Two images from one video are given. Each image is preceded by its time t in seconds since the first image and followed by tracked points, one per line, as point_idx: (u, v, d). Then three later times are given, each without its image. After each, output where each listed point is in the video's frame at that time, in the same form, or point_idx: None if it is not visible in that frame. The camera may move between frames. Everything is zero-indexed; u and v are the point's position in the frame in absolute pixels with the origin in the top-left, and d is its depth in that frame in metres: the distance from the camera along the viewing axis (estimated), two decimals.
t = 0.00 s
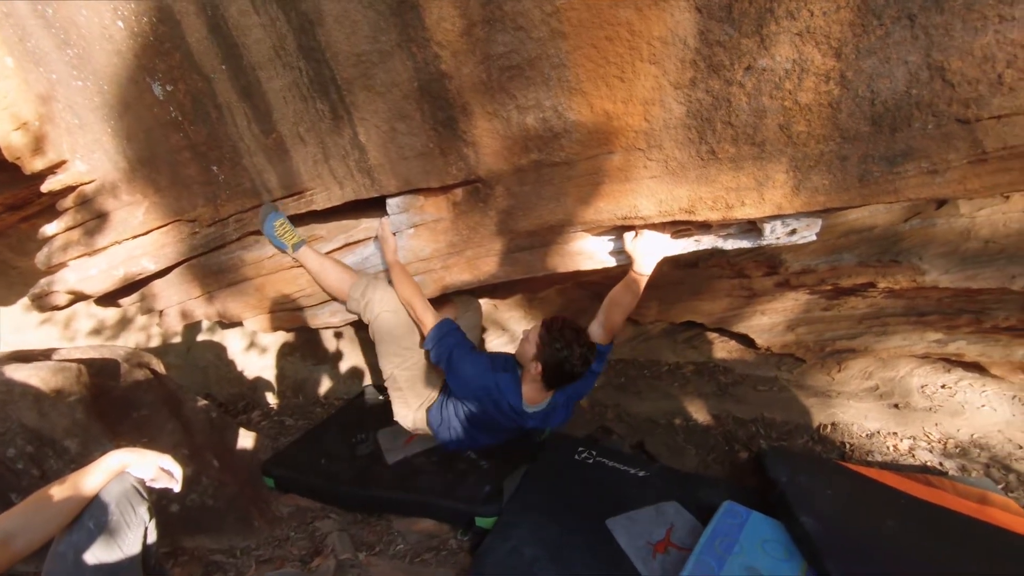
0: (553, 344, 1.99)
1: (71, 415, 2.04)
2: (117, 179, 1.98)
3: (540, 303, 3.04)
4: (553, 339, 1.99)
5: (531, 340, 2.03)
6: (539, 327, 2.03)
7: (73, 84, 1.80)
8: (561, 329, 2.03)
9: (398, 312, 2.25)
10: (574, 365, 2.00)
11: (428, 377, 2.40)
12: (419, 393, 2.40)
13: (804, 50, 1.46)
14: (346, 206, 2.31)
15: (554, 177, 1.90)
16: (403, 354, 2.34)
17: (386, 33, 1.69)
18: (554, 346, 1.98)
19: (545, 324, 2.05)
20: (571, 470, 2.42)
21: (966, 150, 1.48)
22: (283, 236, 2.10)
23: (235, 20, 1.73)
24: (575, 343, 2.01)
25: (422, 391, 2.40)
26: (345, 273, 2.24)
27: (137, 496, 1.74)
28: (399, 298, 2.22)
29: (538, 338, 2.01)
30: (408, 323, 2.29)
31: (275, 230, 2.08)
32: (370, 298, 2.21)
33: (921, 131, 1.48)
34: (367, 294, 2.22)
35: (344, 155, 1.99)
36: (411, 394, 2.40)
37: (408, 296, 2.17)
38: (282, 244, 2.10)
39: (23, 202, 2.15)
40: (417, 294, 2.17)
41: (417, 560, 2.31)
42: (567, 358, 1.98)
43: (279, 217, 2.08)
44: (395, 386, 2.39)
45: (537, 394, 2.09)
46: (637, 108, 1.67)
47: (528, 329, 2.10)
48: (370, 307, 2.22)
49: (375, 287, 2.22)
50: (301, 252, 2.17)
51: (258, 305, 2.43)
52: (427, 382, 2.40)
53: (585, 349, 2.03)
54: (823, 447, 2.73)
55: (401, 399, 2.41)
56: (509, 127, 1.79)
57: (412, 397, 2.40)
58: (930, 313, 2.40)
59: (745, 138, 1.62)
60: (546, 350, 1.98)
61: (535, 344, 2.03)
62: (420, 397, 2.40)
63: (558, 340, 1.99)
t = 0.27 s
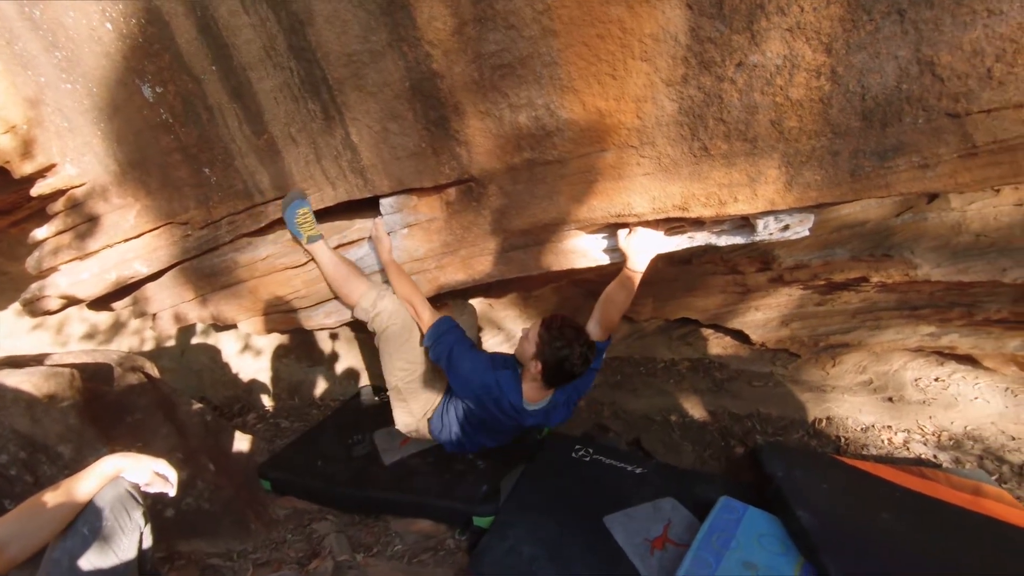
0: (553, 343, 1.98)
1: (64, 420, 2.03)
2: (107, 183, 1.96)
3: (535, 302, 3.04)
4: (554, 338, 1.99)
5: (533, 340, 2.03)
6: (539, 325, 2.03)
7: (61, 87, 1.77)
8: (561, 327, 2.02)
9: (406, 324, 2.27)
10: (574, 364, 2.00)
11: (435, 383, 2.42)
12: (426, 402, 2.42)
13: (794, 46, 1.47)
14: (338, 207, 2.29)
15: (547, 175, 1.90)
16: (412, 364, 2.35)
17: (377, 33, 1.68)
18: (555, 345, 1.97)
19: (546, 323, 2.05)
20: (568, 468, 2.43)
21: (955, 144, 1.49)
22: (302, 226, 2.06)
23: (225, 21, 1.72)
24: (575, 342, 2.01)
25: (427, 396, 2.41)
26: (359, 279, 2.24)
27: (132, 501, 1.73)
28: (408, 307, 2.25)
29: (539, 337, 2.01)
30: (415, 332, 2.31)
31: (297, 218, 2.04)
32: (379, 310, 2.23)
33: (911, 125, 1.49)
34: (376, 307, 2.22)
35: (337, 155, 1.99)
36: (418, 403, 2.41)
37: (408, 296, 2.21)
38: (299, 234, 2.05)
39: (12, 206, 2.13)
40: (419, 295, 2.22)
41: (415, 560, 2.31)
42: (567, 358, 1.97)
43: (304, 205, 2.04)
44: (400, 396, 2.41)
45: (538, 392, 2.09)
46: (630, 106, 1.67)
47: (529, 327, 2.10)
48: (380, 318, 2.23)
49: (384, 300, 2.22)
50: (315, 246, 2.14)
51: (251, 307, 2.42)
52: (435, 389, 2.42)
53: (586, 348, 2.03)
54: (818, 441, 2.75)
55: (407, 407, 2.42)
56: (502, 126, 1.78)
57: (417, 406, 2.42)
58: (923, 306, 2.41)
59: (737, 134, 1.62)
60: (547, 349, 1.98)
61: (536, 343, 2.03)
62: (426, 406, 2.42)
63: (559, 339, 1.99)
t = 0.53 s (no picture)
0: (550, 341, 2.01)
1: (63, 421, 2.02)
2: (104, 182, 1.96)
3: (534, 300, 3.04)
4: (550, 338, 2.01)
5: (530, 338, 2.04)
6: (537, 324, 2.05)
7: (58, 86, 1.76)
8: (560, 326, 2.05)
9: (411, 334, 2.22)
10: (572, 364, 2.02)
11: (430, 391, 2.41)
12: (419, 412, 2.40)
13: (794, 43, 1.47)
14: (337, 205, 2.29)
15: (546, 173, 1.90)
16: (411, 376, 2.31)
17: (375, 30, 1.68)
18: (553, 343, 2.00)
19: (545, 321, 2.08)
20: (568, 466, 2.43)
21: (955, 141, 1.49)
22: (330, 242, 2.15)
23: (222, 19, 1.71)
24: (574, 344, 2.03)
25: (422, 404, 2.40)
26: (371, 285, 2.19)
27: (132, 501, 1.73)
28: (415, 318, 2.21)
29: (536, 335, 2.03)
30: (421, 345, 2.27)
31: (325, 236, 2.13)
32: (388, 324, 2.17)
33: (911, 122, 1.49)
34: (385, 319, 2.16)
35: (335, 154, 1.98)
36: (413, 413, 2.39)
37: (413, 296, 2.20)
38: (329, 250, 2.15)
39: (8, 205, 2.12)
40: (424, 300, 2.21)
41: (415, 559, 2.31)
42: (564, 356, 1.99)
43: (329, 222, 2.14)
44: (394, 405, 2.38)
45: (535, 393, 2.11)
46: (629, 103, 1.66)
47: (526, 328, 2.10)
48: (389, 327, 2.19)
49: (395, 313, 2.16)
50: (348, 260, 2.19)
51: (249, 307, 2.41)
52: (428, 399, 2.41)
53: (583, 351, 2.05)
54: (816, 438, 2.75)
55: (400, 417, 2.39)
56: (501, 124, 1.78)
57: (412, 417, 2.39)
58: (921, 304, 2.41)
59: (736, 132, 1.62)
60: (544, 347, 1.99)
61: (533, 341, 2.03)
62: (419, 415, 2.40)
63: (557, 338, 2.01)
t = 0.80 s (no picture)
0: (544, 342, 1.99)
1: (60, 417, 2.02)
2: (102, 177, 1.95)
3: (532, 298, 3.04)
4: (544, 338, 2.00)
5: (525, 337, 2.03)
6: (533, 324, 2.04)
7: (55, 80, 1.75)
8: (555, 326, 2.04)
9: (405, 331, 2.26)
10: (564, 365, 2.00)
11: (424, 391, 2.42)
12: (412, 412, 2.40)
13: (794, 41, 1.46)
14: (335, 202, 2.29)
15: (546, 170, 1.89)
16: (404, 376, 2.32)
17: (375, 26, 1.67)
18: (546, 342, 1.99)
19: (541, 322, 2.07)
20: (565, 464, 2.43)
21: (954, 139, 1.49)
22: (326, 236, 2.14)
23: (221, 14, 1.70)
24: (567, 345, 2.01)
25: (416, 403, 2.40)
26: (364, 284, 2.23)
27: (128, 497, 1.73)
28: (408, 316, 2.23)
29: (531, 335, 2.02)
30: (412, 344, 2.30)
31: (321, 230, 2.12)
32: (378, 323, 2.22)
33: (911, 121, 1.49)
34: (375, 318, 2.21)
35: (333, 150, 1.97)
36: (406, 414, 2.39)
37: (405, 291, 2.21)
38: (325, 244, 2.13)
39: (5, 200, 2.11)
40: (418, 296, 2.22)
41: (413, 556, 2.30)
42: (558, 358, 1.97)
43: (325, 217, 2.12)
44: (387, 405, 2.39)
45: (529, 394, 2.09)
46: (629, 100, 1.66)
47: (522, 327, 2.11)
48: (381, 326, 2.22)
49: (385, 312, 2.21)
50: (342, 256, 2.19)
51: (247, 303, 2.41)
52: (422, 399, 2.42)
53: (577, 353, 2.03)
54: (814, 436, 2.75)
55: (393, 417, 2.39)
56: (500, 120, 1.77)
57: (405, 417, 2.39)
58: (919, 303, 2.41)
59: (736, 130, 1.62)
60: (537, 347, 1.98)
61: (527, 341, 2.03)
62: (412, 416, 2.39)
63: (550, 340, 1.99)
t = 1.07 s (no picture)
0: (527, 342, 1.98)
1: (55, 414, 2.01)
2: (98, 174, 1.94)
3: (530, 297, 3.04)
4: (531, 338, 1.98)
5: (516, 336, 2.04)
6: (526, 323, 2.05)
7: (51, 76, 1.75)
8: (540, 329, 2.01)
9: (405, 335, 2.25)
10: (542, 369, 1.95)
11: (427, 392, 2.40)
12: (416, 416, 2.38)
13: (792, 40, 1.46)
14: (332, 200, 2.28)
15: (543, 168, 1.89)
16: (406, 379, 2.31)
17: (372, 24, 1.67)
18: (527, 344, 1.96)
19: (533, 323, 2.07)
20: (562, 463, 2.43)
21: (951, 139, 1.49)
22: (319, 236, 2.15)
23: (218, 10, 1.70)
24: (541, 346, 1.96)
25: (417, 405, 2.37)
26: (362, 286, 2.22)
27: (124, 495, 1.72)
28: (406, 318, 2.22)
29: (519, 335, 2.02)
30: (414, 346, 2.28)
31: (313, 231, 2.14)
32: (378, 328, 2.22)
33: (908, 121, 1.49)
34: (374, 324, 2.21)
35: (331, 147, 1.97)
36: (410, 417, 2.37)
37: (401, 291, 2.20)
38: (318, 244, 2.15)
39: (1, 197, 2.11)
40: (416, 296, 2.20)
41: (409, 554, 2.30)
42: (533, 361, 1.93)
43: (317, 217, 2.14)
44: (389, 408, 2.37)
45: (517, 396, 2.05)
46: (627, 99, 1.65)
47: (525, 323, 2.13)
48: (382, 331, 2.22)
49: (384, 317, 2.20)
50: (338, 255, 2.19)
51: (245, 301, 2.41)
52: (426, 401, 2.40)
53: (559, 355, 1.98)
54: (810, 435, 2.75)
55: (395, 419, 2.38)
56: (498, 118, 1.77)
57: (408, 420, 2.37)
58: (916, 303, 2.42)
59: (734, 129, 1.62)
60: (520, 349, 1.97)
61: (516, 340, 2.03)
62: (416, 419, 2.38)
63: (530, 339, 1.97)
